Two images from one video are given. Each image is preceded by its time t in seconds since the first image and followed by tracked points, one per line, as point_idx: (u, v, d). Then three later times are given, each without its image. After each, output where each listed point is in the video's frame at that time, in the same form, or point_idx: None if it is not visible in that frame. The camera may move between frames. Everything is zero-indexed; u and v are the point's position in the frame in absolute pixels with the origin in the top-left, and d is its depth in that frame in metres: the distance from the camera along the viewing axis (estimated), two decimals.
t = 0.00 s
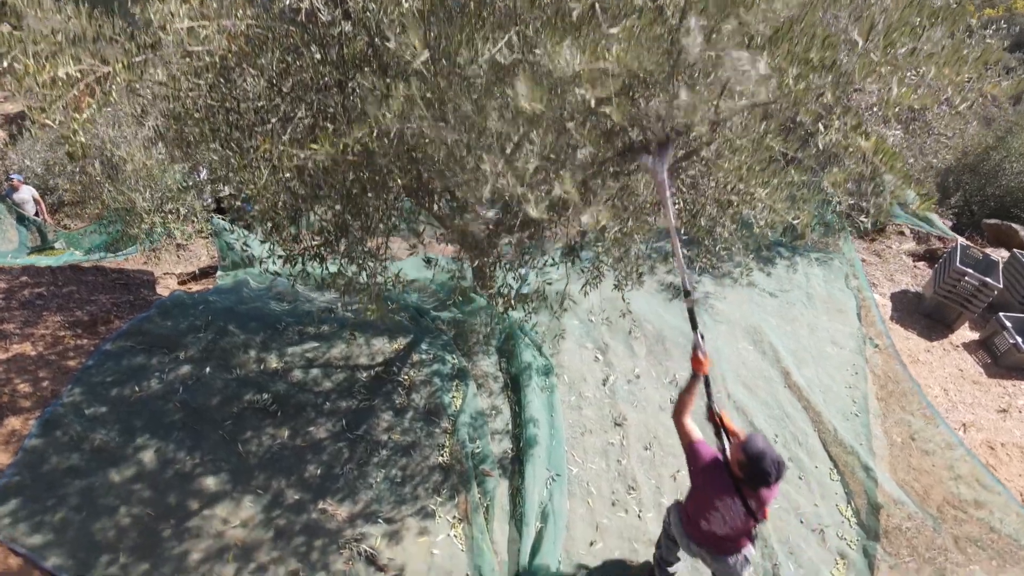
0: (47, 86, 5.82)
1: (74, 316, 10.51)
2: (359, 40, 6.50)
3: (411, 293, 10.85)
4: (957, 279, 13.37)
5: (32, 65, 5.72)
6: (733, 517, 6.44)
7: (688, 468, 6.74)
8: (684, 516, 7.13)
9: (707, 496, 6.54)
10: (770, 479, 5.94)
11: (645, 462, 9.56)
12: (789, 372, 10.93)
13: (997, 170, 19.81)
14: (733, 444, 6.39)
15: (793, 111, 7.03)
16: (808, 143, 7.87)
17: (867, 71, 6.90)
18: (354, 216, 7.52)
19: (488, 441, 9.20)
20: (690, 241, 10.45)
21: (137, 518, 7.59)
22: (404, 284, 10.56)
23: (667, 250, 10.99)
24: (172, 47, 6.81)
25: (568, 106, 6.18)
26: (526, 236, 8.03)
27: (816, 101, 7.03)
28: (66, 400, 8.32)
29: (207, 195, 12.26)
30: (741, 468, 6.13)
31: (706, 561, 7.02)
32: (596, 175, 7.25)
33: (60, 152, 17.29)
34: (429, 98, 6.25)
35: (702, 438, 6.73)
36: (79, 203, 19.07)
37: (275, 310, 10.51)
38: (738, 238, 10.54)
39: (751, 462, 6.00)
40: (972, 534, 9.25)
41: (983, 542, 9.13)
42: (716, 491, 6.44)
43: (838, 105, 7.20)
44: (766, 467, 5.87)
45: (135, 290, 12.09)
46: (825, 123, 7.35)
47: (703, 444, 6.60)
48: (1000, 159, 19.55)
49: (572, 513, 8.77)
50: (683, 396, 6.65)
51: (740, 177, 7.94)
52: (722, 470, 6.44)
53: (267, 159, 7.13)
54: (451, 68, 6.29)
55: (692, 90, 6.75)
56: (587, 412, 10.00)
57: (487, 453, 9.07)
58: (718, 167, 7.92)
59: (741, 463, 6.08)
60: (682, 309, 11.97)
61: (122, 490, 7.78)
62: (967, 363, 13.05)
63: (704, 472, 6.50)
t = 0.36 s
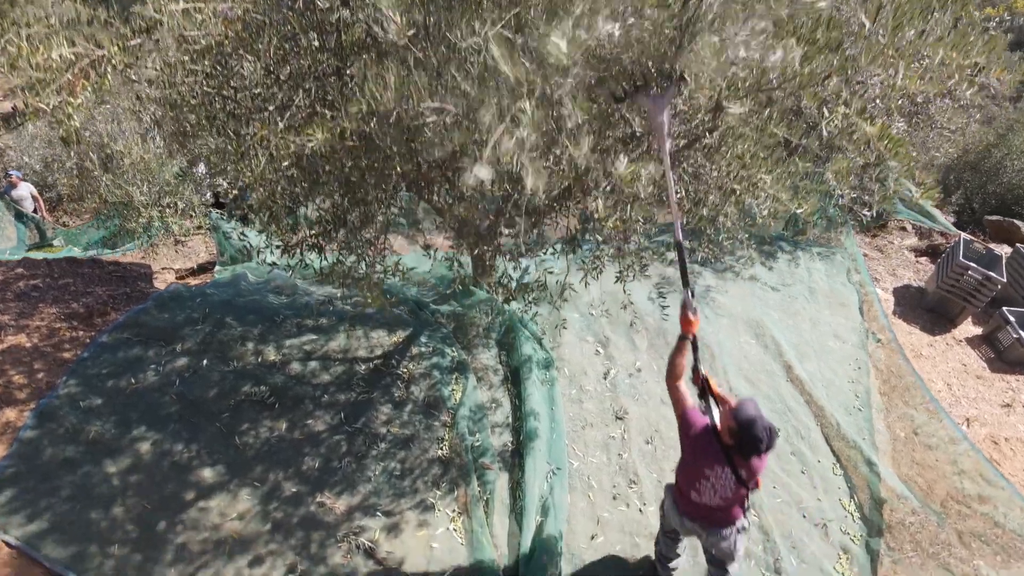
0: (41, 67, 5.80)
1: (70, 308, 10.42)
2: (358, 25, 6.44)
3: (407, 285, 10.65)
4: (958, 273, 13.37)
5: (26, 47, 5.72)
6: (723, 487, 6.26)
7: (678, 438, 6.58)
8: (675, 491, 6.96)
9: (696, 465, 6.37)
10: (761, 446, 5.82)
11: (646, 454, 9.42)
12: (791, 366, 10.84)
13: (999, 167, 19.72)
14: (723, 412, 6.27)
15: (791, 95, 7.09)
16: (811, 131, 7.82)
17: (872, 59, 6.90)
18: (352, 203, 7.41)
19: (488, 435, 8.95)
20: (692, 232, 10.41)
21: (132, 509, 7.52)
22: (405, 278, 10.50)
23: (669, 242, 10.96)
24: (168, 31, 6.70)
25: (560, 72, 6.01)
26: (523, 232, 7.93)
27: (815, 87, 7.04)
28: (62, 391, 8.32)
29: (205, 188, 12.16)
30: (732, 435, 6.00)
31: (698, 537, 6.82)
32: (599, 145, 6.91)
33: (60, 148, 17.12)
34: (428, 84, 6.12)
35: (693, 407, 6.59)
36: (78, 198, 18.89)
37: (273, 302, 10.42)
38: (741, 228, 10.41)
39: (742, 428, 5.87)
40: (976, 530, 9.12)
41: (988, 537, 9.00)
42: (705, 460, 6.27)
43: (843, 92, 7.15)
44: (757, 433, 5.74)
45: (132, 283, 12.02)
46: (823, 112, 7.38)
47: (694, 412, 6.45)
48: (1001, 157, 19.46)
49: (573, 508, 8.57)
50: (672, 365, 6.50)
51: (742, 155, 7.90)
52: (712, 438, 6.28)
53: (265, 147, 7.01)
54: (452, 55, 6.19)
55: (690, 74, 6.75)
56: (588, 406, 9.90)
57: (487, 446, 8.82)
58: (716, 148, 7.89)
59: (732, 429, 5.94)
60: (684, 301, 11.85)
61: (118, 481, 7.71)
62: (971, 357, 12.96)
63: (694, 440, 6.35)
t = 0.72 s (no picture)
0: (36, 52, 5.86)
1: (66, 301, 10.40)
2: (356, 16, 6.32)
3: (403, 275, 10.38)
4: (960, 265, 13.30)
5: (21, 32, 5.78)
6: (721, 469, 6.26)
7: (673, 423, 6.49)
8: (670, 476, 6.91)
9: (693, 449, 6.32)
10: (758, 425, 5.82)
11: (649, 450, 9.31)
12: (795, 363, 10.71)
13: (1000, 164, 19.66)
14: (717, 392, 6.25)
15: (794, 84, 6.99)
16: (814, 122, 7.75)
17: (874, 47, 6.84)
18: (351, 193, 7.28)
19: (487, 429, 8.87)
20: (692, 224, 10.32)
21: (129, 503, 7.48)
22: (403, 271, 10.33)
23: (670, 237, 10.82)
24: (165, 21, 6.39)
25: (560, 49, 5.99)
26: (523, 223, 8.02)
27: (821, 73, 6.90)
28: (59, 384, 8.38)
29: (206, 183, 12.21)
30: (728, 415, 5.98)
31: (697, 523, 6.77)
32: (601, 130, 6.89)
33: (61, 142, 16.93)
34: (428, 71, 6.05)
35: (685, 390, 6.52)
36: (78, 194, 18.72)
37: (271, 296, 10.36)
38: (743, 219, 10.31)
39: (738, 408, 5.86)
40: (980, 525, 9.09)
41: (991, 533, 8.97)
42: (702, 443, 6.22)
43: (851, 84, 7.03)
44: (755, 412, 5.75)
45: (129, 277, 12.01)
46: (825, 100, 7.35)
47: (687, 395, 6.38)
48: (1002, 155, 19.41)
49: (574, 503, 8.48)
50: (663, 348, 6.42)
51: (745, 139, 7.83)
52: (708, 419, 6.25)
53: (263, 137, 7.03)
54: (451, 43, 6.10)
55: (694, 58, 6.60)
56: (590, 401, 9.83)
57: (487, 441, 8.75)
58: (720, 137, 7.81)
59: (728, 409, 5.91)
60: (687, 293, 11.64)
61: (114, 474, 7.67)
62: (973, 353, 12.89)
63: (689, 424, 6.29)
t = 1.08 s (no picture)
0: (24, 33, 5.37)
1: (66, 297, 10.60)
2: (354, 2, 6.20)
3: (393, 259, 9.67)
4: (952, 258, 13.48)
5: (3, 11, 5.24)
6: (713, 455, 6.15)
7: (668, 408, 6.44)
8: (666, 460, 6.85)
9: (684, 435, 6.24)
10: (752, 414, 5.56)
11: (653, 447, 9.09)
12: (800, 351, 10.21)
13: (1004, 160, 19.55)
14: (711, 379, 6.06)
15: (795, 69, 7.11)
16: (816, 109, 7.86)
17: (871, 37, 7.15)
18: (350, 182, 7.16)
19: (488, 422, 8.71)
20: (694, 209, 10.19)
21: (124, 493, 7.48)
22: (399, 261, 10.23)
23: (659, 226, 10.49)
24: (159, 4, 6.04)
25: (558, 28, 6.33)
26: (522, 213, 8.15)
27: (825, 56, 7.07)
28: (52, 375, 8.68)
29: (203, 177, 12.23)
30: (721, 403, 5.79)
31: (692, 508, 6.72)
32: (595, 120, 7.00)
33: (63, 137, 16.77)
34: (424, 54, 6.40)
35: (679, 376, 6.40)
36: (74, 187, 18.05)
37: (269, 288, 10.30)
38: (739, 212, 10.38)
39: (731, 395, 5.65)
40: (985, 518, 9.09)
41: (997, 527, 8.96)
42: (693, 429, 6.12)
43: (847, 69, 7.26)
44: (748, 400, 5.51)
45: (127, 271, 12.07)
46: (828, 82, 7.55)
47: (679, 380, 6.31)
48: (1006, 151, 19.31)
49: (575, 495, 8.33)
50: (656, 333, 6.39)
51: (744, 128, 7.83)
52: (701, 407, 6.07)
53: (257, 122, 6.54)
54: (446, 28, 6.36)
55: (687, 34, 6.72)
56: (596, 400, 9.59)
57: (487, 433, 8.58)
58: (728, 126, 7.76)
59: (721, 397, 5.74)
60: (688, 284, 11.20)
61: (110, 466, 7.70)
62: (976, 348, 12.77)
63: (681, 409, 6.20)
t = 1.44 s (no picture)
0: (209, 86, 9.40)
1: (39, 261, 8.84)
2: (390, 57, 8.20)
3: (392, 249, 9.37)
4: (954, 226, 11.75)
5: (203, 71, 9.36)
6: (708, 445, 5.93)
7: (671, 404, 6.26)
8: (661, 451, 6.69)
9: (679, 424, 6.06)
10: (748, 401, 5.40)
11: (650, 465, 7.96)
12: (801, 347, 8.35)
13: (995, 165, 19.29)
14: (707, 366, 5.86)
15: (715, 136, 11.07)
16: (749, 151, 10.99)
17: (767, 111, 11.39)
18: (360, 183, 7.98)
19: (487, 416, 8.15)
20: (697, 204, 10.41)
21: (117, 491, 6.35)
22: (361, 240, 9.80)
23: (643, 224, 10.04)
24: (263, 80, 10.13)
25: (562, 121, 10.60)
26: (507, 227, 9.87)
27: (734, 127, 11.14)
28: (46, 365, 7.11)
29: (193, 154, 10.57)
30: (716, 390, 5.53)
31: (681, 497, 6.58)
32: (566, 172, 10.26)
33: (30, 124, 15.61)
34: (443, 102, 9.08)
35: (678, 363, 6.23)
36: None
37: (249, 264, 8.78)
38: (749, 206, 10.40)
39: (727, 384, 5.41)
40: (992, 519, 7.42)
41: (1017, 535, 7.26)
42: (688, 419, 5.91)
43: (746, 138, 11.22)
44: (744, 387, 5.33)
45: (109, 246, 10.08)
46: (744, 138, 11.22)
47: (677, 367, 6.14)
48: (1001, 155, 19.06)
49: (576, 493, 7.58)
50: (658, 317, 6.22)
51: (697, 162, 10.78)
52: (695, 395, 5.89)
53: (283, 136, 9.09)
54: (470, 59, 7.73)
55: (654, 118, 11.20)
56: (596, 410, 8.50)
57: (487, 426, 8.07)
58: (688, 166, 10.73)
59: (716, 385, 5.49)
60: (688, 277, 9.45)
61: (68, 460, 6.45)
62: (978, 342, 11.06)
63: (679, 397, 6.02)
